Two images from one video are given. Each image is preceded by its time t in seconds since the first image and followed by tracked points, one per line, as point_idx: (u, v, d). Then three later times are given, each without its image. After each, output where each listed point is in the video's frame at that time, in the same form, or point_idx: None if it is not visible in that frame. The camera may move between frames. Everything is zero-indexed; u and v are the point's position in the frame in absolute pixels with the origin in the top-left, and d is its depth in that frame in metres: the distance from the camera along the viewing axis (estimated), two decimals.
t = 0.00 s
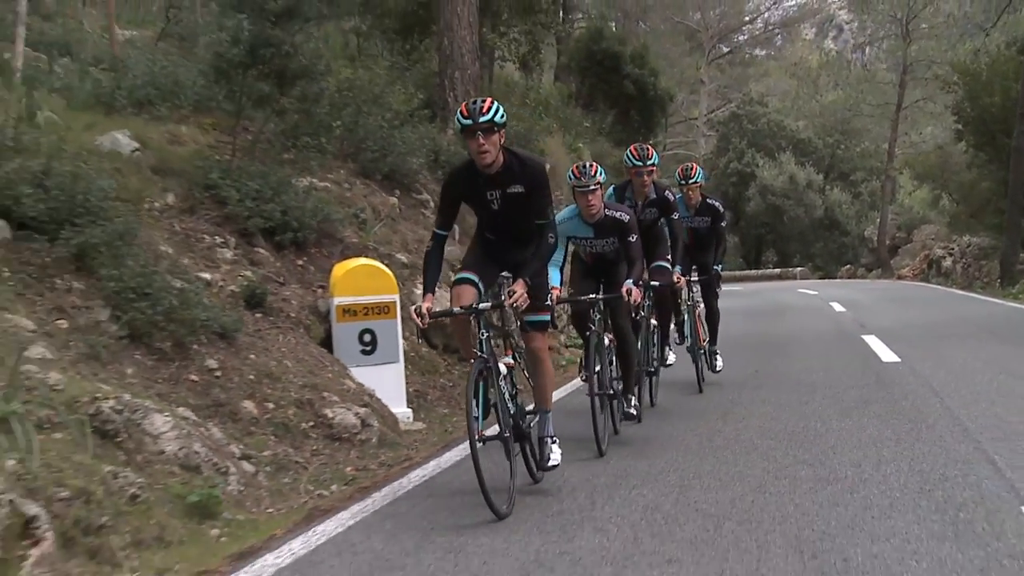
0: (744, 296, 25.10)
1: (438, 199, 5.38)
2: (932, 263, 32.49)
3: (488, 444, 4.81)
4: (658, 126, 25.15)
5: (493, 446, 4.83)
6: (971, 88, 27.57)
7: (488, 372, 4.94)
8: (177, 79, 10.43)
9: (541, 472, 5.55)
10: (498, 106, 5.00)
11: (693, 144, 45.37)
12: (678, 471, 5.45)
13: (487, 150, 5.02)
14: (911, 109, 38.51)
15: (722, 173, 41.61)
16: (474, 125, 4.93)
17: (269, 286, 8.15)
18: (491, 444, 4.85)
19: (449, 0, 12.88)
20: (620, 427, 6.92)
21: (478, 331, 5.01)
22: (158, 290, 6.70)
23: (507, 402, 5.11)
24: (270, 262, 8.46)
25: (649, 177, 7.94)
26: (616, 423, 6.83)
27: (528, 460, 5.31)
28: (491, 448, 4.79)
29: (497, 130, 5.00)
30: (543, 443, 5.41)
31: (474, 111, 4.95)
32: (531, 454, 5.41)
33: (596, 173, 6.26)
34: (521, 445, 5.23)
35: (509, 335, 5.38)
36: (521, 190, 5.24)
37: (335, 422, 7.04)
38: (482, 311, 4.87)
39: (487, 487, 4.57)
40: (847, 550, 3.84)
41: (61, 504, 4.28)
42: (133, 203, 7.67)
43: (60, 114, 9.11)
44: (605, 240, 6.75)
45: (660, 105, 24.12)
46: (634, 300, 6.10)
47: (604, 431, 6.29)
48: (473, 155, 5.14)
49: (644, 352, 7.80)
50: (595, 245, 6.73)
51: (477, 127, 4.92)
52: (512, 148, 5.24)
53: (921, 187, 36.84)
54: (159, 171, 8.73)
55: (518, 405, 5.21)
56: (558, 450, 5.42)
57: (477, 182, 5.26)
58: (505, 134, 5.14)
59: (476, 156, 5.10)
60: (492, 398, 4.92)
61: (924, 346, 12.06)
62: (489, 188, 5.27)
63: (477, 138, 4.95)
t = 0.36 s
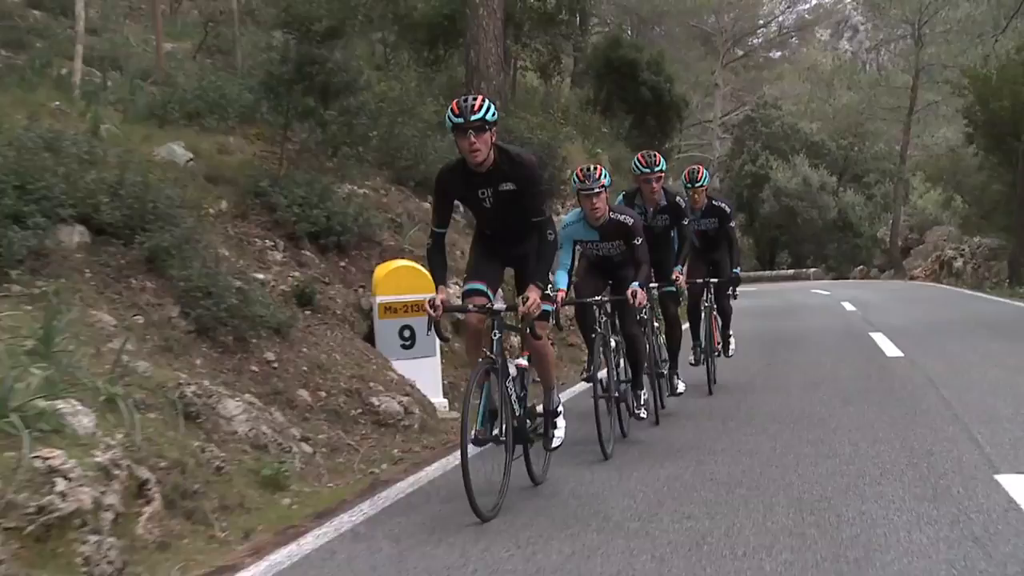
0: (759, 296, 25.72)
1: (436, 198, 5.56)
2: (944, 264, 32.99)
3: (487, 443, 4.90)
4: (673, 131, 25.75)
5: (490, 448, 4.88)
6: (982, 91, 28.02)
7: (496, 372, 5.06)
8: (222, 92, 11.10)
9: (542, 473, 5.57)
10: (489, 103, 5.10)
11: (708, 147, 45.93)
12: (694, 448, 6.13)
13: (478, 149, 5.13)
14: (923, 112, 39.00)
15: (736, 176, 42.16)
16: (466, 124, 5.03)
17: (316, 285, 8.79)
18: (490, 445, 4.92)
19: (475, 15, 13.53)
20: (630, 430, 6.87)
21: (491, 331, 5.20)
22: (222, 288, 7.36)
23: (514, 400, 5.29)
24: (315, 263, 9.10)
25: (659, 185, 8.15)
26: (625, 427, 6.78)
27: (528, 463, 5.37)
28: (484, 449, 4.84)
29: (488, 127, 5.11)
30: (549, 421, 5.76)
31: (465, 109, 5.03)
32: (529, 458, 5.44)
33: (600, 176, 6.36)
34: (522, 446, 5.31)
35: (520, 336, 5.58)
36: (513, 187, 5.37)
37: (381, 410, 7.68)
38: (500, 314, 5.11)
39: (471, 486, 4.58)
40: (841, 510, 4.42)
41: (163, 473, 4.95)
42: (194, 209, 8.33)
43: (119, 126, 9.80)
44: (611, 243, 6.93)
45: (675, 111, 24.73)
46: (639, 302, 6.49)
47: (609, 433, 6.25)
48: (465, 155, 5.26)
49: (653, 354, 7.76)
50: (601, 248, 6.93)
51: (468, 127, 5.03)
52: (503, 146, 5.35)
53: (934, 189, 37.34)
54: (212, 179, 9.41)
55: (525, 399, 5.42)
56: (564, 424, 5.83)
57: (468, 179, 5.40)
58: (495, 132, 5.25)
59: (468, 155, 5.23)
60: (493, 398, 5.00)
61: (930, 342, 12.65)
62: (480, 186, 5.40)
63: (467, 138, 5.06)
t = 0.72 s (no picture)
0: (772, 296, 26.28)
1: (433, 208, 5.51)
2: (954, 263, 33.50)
3: (485, 454, 4.91)
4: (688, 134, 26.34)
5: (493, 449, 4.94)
6: (991, 94, 28.49)
7: (501, 378, 5.10)
8: (261, 101, 11.75)
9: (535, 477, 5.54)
10: (489, 114, 5.07)
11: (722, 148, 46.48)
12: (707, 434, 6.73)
13: (476, 158, 5.10)
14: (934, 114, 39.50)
15: (750, 177, 42.72)
16: (467, 132, 5.00)
17: (356, 284, 9.44)
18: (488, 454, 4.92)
19: (498, 27, 14.14)
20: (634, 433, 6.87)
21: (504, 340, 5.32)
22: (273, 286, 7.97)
23: (516, 405, 5.28)
24: (355, 263, 9.75)
25: (660, 184, 8.17)
26: (629, 428, 6.77)
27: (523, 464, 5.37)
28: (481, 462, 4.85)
29: (487, 137, 5.07)
30: (548, 398, 5.69)
31: (466, 118, 5.02)
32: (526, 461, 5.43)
33: (603, 176, 6.58)
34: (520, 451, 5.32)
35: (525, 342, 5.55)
36: (509, 198, 5.31)
37: (420, 399, 8.30)
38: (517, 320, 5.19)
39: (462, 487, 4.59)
40: (837, 478, 5.07)
41: (241, 448, 5.62)
42: (245, 213, 9.00)
43: (170, 135, 10.48)
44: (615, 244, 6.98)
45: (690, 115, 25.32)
46: (649, 304, 6.57)
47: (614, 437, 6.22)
48: (462, 164, 5.23)
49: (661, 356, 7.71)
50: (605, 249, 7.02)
51: (468, 136, 5.01)
52: (500, 156, 5.30)
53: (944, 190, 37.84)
54: (258, 185, 10.07)
55: (527, 403, 5.42)
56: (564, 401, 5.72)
57: (465, 190, 5.34)
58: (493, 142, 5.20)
59: (465, 165, 5.17)
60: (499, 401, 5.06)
61: (933, 339, 13.21)
62: (475, 196, 5.34)
63: (466, 147, 5.03)
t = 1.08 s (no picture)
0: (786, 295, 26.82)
1: (435, 200, 5.46)
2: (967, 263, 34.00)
3: (482, 456, 4.80)
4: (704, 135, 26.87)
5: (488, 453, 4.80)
6: (1001, 97, 28.94)
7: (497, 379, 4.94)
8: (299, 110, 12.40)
9: (528, 481, 5.45)
10: (498, 105, 5.07)
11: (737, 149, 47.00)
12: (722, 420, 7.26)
13: (484, 150, 5.10)
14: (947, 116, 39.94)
15: (764, 177, 43.23)
16: (474, 123, 4.99)
17: (393, 283, 10.09)
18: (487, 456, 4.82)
19: (521, 37, 14.74)
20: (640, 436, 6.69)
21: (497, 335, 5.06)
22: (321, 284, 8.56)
23: (509, 406, 5.17)
24: (391, 263, 10.39)
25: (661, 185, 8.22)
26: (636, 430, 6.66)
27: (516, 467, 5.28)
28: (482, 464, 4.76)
29: (496, 129, 5.06)
30: (532, 399, 5.47)
31: (474, 108, 5.00)
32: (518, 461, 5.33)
33: (609, 177, 6.49)
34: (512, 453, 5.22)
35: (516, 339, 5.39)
36: (513, 192, 5.30)
37: (454, 389, 8.95)
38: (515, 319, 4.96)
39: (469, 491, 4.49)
40: (837, 454, 5.69)
41: (304, 429, 6.28)
42: (290, 217, 9.65)
43: (215, 143, 11.15)
44: (621, 244, 6.88)
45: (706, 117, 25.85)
46: (655, 304, 6.69)
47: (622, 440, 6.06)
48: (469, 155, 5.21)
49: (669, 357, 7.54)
50: (612, 250, 6.87)
51: (476, 126, 4.99)
52: (506, 149, 5.31)
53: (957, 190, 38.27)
54: (299, 190, 10.73)
55: (518, 403, 5.28)
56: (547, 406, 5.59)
57: (468, 182, 5.32)
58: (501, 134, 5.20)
59: (472, 157, 5.17)
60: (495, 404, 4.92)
61: (939, 335, 13.74)
62: (479, 189, 5.33)
63: (474, 138, 5.02)
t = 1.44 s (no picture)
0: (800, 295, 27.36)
1: (438, 200, 5.35)
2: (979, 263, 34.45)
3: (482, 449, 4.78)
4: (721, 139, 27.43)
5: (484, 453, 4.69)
6: (1013, 101, 29.30)
7: (486, 375, 4.85)
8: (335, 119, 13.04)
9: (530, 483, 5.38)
10: (507, 108, 5.01)
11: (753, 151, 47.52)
12: (727, 407, 7.84)
13: (493, 153, 5.01)
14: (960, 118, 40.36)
15: (780, 179, 43.74)
16: (484, 126, 4.91)
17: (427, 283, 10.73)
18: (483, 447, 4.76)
19: (544, 48, 15.35)
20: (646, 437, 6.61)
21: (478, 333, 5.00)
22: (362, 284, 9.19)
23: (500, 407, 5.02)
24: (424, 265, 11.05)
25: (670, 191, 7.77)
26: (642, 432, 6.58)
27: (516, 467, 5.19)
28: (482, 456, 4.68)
29: (505, 131, 5.00)
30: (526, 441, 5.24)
31: (485, 111, 4.93)
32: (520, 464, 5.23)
33: (613, 178, 6.19)
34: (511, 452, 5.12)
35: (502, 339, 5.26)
36: (521, 194, 5.24)
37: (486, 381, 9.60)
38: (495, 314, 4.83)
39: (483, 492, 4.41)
40: (839, 434, 6.33)
41: (357, 414, 6.95)
42: (331, 222, 10.30)
43: (257, 151, 11.83)
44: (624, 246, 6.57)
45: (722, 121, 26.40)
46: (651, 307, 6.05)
47: (626, 441, 6.01)
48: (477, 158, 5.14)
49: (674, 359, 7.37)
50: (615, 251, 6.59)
51: (485, 130, 4.92)
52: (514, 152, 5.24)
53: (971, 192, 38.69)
54: (337, 196, 11.39)
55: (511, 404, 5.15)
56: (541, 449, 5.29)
57: (475, 185, 5.24)
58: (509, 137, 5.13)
59: (480, 159, 5.09)
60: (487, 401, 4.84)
61: (945, 333, 14.26)
62: (488, 192, 5.26)
63: (483, 141, 4.94)
